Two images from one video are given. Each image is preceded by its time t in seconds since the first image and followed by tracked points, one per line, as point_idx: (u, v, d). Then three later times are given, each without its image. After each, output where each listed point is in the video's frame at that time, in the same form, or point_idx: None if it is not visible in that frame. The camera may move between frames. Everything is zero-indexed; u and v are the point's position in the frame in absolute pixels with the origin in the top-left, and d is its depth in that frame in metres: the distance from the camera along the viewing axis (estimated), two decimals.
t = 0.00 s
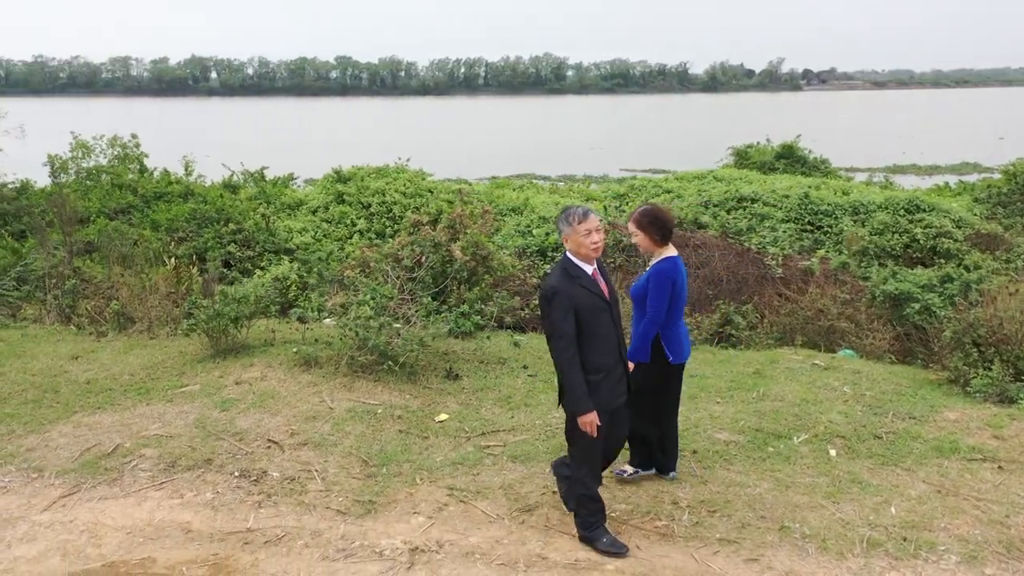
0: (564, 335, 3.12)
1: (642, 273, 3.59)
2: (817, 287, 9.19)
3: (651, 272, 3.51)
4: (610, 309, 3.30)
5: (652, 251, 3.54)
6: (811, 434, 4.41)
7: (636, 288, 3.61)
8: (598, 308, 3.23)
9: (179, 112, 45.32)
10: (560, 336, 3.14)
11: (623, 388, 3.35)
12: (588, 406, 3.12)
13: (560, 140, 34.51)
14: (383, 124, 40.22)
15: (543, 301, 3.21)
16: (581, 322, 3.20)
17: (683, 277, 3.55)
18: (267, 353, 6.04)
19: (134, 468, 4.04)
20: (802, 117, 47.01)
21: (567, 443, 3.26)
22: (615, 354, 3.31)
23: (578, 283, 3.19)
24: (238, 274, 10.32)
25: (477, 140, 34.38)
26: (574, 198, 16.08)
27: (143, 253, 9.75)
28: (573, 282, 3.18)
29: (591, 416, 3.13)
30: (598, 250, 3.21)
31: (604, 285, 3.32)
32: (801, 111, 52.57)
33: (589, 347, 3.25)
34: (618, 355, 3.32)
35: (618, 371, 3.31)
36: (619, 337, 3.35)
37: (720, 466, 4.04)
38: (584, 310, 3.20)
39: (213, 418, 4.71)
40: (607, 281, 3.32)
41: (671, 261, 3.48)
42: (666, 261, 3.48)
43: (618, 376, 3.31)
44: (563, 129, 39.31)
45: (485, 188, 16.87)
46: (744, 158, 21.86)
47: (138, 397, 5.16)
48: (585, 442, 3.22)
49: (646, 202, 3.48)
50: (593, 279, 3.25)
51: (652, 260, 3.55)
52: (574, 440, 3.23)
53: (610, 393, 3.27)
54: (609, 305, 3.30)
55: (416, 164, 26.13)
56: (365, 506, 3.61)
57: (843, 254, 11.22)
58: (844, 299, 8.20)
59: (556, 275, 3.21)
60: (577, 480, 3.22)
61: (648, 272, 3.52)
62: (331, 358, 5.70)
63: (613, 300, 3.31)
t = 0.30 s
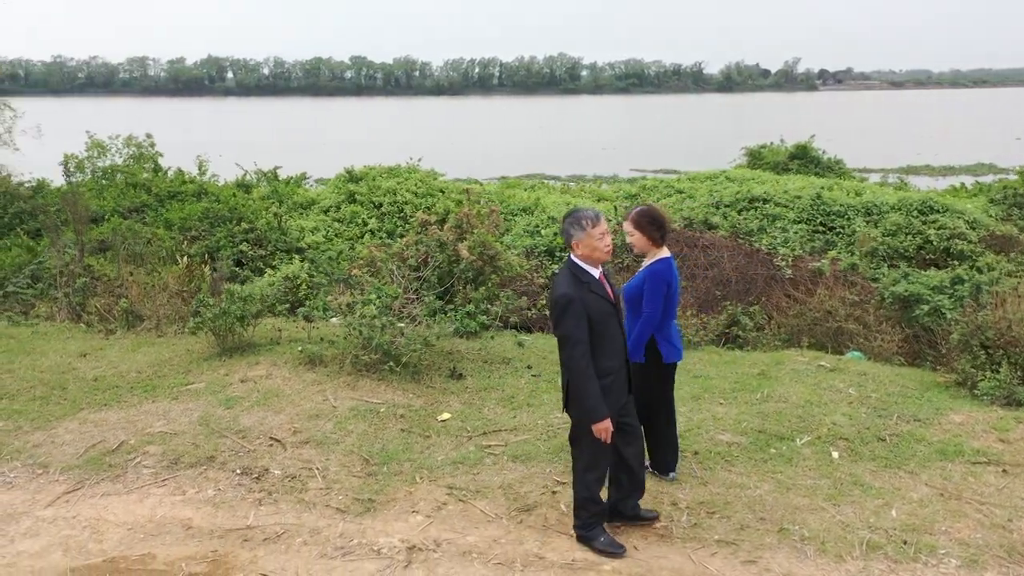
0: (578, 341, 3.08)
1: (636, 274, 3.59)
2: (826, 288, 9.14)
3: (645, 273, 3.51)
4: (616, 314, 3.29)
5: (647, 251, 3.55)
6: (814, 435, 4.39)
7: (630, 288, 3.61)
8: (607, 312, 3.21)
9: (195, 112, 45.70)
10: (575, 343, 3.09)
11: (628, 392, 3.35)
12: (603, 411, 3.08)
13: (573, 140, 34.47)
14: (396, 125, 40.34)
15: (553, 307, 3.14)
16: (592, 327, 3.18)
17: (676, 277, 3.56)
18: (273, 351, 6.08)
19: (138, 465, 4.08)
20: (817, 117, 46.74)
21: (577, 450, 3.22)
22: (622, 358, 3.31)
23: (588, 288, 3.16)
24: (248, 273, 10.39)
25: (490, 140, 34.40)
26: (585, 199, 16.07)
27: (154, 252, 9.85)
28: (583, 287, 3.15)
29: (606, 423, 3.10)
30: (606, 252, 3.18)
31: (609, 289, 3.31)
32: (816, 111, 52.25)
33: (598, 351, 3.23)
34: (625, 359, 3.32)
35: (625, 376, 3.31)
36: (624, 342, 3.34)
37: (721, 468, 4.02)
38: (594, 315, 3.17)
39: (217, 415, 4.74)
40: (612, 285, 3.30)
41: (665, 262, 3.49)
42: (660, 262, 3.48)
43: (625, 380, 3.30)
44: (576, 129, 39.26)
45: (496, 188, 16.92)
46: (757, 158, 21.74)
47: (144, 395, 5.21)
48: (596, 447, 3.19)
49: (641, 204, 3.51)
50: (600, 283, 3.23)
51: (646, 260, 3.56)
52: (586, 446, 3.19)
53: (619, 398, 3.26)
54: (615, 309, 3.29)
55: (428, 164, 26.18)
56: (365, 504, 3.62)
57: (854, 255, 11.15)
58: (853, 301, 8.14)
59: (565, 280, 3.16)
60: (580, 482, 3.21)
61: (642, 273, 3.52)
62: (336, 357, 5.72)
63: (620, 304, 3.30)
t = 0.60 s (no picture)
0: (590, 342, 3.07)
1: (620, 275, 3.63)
2: (833, 289, 9.08)
3: (629, 273, 3.56)
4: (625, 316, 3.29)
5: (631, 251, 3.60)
6: (816, 438, 4.37)
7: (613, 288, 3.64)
8: (618, 314, 3.21)
9: (211, 112, 46.07)
10: (585, 346, 3.09)
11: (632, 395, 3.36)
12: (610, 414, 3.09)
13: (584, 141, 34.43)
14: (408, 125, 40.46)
15: (566, 306, 3.13)
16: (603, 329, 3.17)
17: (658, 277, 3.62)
18: (277, 350, 6.11)
19: (139, 462, 4.12)
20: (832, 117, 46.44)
21: (576, 450, 3.24)
22: (628, 360, 3.31)
23: (602, 290, 3.15)
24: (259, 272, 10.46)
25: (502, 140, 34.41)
26: (596, 199, 16.06)
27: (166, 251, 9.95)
28: (597, 288, 3.13)
29: (607, 425, 3.12)
30: (623, 254, 3.20)
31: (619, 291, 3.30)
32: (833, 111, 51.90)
33: (607, 353, 3.22)
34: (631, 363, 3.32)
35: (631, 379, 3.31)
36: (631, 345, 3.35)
37: (720, 470, 4.00)
38: (607, 317, 3.16)
39: (219, 413, 4.77)
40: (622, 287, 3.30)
41: (648, 261, 3.54)
42: (643, 261, 3.53)
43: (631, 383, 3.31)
44: (588, 129, 39.21)
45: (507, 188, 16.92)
46: (769, 158, 21.64)
47: (148, 393, 5.25)
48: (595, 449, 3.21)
49: (631, 204, 3.58)
50: (613, 285, 3.22)
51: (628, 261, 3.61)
52: (586, 447, 3.20)
53: (624, 402, 3.26)
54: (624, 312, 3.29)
55: (440, 164, 26.24)
56: (363, 503, 3.63)
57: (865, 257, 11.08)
58: (861, 302, 8.09)
59: (580, 281, 3.14)
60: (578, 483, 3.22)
61: (625, 272, 3.57)
62: (339, 356, 5.75)
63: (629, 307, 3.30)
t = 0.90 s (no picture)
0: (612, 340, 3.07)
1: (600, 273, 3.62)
2: (839, 291, 9.02)
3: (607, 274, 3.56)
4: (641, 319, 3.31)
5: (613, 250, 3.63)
6: (816, 439, 4.34)
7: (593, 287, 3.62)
8: (636, 316, 3.23)
9: (223, 111, 46.30)
10: (607, 343, 3.09)
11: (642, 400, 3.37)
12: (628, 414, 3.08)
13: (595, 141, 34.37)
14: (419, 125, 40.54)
15: (587, 303, 3.14)
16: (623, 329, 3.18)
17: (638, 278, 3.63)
18: (279, 348, 6.13)
19: (139, 459, 4.14)
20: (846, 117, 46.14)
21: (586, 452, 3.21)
22: (642, 363, 3.32)
23: (623, 289, 3.17)
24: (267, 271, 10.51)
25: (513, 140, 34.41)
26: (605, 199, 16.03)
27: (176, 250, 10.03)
28: (619, 287, 3.15)
29: (625, 426, 3.10)
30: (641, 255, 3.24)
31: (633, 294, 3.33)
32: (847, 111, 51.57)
33: (624, 354, 3.23)
34: (644, 366, 3.34)
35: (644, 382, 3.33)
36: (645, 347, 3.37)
37: (718, 470, 3.99)
38: (626, 317, 3.18)
39: (220, 411, 4.79)
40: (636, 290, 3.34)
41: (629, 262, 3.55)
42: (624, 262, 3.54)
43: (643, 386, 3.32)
44: (598, 129, 39.14)
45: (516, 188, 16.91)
46: (780, 158, 21.53)
47: (151, 390, 5.29)
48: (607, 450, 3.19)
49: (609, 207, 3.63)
50: (632, 286, 3.24)
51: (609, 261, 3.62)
52: (598, 449, 3.18)
53: (637, 405, 3.27)
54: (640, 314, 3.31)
55: (449, 163, 26.28)
56: (358, 501, 3.64)
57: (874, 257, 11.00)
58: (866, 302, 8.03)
59: (601, 279, 3.16)
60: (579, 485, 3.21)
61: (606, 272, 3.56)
62: (341, 355, 5.76)
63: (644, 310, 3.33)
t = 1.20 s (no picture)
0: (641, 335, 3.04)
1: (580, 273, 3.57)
2: (842, 292, 8.95)
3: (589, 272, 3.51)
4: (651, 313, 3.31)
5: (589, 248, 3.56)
6: (812, 441, 4.30)
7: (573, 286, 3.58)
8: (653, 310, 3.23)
9: (237, 110, 46.57)
10: (633, 338, 3.06)
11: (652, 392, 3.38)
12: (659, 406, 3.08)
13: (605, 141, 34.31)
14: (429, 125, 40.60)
15: (611, 298, 3.08)
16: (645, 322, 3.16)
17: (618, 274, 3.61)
18: (279, 347, 6.15)
19: (134, 457, 4.16)
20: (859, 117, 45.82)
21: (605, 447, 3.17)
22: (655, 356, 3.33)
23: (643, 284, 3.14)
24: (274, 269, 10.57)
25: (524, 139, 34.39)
26: (613, 199, 16.00)
27: (185, 249, 10.09)
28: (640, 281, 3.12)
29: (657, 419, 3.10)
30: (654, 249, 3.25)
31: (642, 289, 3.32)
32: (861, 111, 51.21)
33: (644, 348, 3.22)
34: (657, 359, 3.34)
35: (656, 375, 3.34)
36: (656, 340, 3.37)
37: (712, 472, 3.97)
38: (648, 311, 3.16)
39: (217, 409, 4.81)
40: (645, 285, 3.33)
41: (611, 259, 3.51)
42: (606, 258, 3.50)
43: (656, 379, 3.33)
44: (609, 129, 39.06)
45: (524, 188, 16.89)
46: (790, 158, 21.41)
47: (150, 388, 5.31)
48: (626, 445, 3.18)
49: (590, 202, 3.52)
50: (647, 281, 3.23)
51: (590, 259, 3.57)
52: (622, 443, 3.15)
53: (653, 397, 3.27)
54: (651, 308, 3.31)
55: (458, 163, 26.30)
56: (350, 501, 3.64)
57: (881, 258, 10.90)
58: (871, 304, 7.97)
59: (621, 274, 3.11)
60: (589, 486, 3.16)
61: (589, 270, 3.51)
62: (339, 354, 5.77)
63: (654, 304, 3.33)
